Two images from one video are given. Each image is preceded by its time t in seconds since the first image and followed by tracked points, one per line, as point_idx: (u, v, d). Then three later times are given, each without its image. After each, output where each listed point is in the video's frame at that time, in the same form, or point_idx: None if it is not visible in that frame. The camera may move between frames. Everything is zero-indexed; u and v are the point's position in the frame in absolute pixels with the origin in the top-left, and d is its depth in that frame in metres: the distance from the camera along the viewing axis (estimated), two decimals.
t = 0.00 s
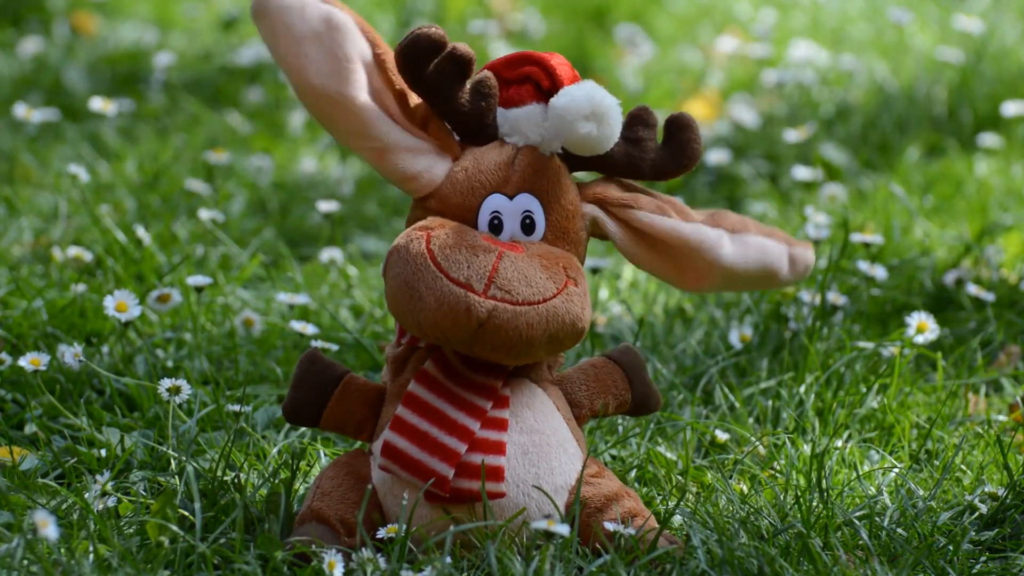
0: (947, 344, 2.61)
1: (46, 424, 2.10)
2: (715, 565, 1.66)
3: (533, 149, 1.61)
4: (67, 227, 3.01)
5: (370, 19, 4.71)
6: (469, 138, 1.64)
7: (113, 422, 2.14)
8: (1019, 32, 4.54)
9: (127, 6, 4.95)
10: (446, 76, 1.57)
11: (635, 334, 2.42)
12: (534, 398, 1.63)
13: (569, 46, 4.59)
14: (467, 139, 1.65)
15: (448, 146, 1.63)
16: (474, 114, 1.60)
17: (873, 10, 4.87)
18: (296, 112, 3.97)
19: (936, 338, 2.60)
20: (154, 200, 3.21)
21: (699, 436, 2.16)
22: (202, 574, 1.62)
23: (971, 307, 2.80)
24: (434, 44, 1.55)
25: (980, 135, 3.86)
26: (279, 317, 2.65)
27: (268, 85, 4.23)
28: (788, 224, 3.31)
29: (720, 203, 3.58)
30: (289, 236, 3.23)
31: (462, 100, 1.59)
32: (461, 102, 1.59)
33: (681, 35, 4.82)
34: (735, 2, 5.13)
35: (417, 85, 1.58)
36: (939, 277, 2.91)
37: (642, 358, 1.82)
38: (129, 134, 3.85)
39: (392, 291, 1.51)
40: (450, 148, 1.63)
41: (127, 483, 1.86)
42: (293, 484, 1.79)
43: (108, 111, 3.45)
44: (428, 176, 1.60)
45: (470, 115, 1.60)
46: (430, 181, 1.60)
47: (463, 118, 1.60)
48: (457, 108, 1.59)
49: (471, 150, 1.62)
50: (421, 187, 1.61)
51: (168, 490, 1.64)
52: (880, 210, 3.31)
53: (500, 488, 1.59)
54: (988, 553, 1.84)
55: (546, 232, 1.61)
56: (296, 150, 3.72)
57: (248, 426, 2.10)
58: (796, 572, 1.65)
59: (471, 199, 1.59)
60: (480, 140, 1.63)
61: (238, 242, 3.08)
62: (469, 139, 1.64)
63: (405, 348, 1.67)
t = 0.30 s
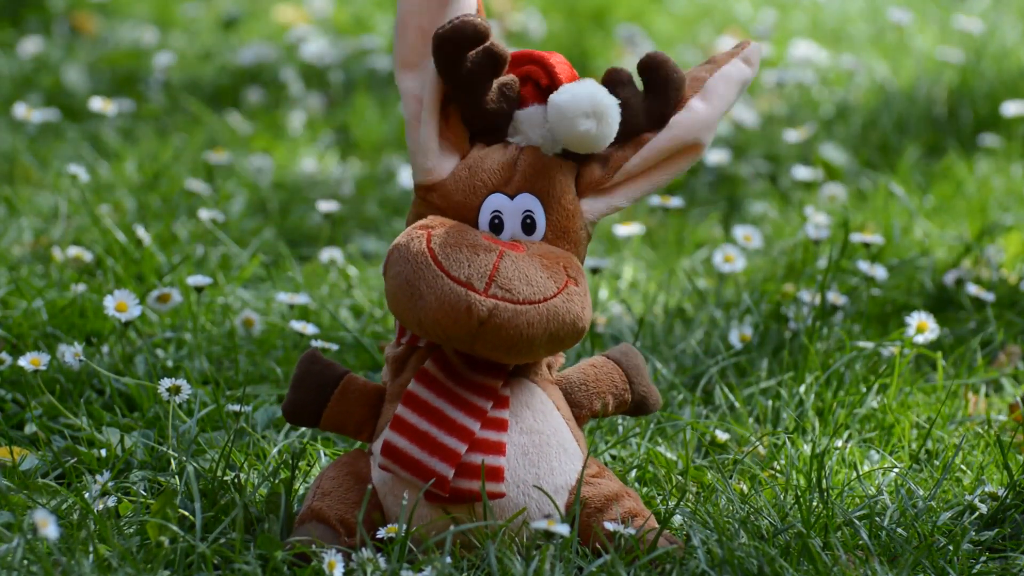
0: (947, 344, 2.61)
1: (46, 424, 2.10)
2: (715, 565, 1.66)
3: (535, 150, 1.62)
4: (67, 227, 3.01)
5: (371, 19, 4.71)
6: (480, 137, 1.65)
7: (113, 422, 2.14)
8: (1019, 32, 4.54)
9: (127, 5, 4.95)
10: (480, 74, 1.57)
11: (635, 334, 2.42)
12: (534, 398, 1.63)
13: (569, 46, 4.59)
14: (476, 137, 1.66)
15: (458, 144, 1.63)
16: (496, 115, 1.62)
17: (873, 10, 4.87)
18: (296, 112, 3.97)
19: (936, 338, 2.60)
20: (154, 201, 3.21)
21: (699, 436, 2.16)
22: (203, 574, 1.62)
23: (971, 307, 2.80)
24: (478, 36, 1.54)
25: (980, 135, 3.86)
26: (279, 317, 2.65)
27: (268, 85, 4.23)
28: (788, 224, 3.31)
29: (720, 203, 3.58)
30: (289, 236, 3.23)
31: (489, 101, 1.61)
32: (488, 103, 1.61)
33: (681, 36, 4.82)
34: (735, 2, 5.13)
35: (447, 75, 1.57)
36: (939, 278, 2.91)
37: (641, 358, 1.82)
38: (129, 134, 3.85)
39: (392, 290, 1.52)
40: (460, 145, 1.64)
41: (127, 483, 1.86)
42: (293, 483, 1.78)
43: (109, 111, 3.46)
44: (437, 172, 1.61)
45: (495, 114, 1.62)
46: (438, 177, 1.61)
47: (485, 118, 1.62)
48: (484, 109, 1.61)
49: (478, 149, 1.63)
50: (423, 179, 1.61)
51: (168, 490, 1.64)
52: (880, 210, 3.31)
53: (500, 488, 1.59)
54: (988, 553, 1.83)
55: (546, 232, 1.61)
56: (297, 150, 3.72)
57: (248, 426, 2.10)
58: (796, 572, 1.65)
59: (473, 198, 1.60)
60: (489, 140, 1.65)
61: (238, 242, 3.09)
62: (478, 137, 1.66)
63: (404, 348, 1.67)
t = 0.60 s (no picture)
0: (947, 343, 2.61)
1: (46, 424, 2.10)
2: (715, 565, 1.66)
3: (524, 150, 1.61)
4: (67, 227, 3.01)
5: (370, 18, 4.71)
6: (459, 139, 1.64)
7: (113, 422, 2.14)
8: (1019, 32, 4.53)
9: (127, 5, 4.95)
10: (438, 77, 1.58)
11: (635, 334, 2.42)
12: (530, 398, 1.63)
13: (569, 47, 4.59)
14: (456, 141, 1.65)
15: (435, 151, 1.63)
16: (463, 116, 1.59)
17: (873, 10, 4.87)
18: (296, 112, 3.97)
19: (936, 338, 2.60)
20: (154, 201, 3.21)
21: (699, 436, 2.16)
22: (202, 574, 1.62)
23: (971, 307, 2.80)
24: (424, 44, 1.56)
25: (980, 135, 3.86)
26: (279, 317, 2.65)
27: (268, 85, 4.22)
28: (788, 224, 3.31)
29: (720, 203, 3.58)
30: (289, 236, 3.23)
31: (451, 102, 1.59)
32: (452, 104, 1.59)
33: (681, 35, 4.82)
34: (735, 2, 5.13)
35: (409, 87, 1.59)
36: (939, 278, 2.91)
37: (640, 357, 1.82)
38: (129, 134, 3.85)
39: (386, 296, 1.51)
40: (439, 152, 1.63)
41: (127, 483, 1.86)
42: (292, 484, 1.78)
43: (108, 111, 3.45)
44: (419, 185, 1.62)
45: (460, 115, 1.60)
46: (422, 188, 1.62)
47: (452, 119, 1.60)
48: (447, 110, 1.60)
49: (461, 153, 1.63)
50: (414, 197, 1.63)
51: (168, 490, 1.65)
52: (880, 210, 3.31)
53: (499, 488, 1.59)
54: (988, 553, 1.84)
55: (540, 234, 1.61)
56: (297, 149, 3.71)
57: (248, 426, 2.10)
58: (796, 572, 1.65)
59: (464, 201, 1.59)
60: (471, 142, 1.64)
61: (238, 242, 3.08)
62: (460, 141, 1.65)
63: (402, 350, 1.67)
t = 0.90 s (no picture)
0: (947, 343, 2.61)
1: (46, 424, 2.10)
2: (715, 565, 1.67)
3: (459, 133, 1.62)
4: (67, 227, 3.01)
5: (371, 18, 4.71)
6: (389, 137, 1.65)
7: (113, 422, 2.14)
8: (1019, 32, 4.53)
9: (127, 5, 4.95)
10: (356, 81, 1.58)
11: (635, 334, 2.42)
12: (524, 394, 1.63)
13: (569, 47, 4.59)
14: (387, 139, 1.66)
15: (372, 152, 1.63)
16: (388, 112, 1.61)
17: (873, 10, 4.87)
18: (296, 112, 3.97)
19: (936, 338, 2.59)
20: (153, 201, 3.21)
21: (699, 436, 2.16)
22: (202, 574, 1.62)
23: (971, 307, 2.80)
24: (334, 50, 1.55)
25: (980, 135, 3.86)
26: (279, 317, 2.65)
27: (268, 84, 4.22)
28: (787, 224, 3.30)
29: (720, 203, 3.58)
30: (289, 236, 3.23)
31: (375, 100, 1.60)
32: (375, 102, 1.60)
33: (681, 35, 4.82)
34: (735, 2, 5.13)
35: (327, 94, 1.59)
36: (939, 278, 2.91)
37: (627, 348, 1.81)
38: (129, 134, 3.85)
39: (351, 303, 1.52)
40: (375, 151, 1.63)
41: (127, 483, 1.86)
42: (292, 484, 1.79)
43: (109, 111, 3.45)
44: (362, 188, 1.61)
45: (386, 113, 1.61)
46: (366, 191, 1.61)
47: (379, 118, 1.61)
48: (372, 109, 1.60)
49: (396, 149, 1.63)
50: (360, 202, 1.62)
51: (168, 490, 1.66)
52: (880, 210, 3.31)
53: (502, 483, 1.59)
54: (988, 554, 1.84)
55: (489, 211, 1.60)
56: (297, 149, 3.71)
57: (248, 426, 2.10)
58: (796, 571, 1.65)
59: (409, 195, 1.59)
60: (403, 137, 1.64)
61: (238, 242, 3.08)
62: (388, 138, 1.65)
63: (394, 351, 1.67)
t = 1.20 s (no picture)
0: (947, 343, 2.61)
1: (46, 424, 2.10)
2: (715, 565, 1.67)
3: (419, 147, 1.61)
4: (67, 227, 3.01)
5: (371, 18, 4.71)
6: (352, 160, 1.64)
7: (113, 422, 2.14)
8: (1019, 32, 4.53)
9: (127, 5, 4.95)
10: (307, 113, 1.57)
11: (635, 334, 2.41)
12: (522, 396, 1.63)
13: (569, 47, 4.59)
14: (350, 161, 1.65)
15: (336, 176, 1.63)
16: (347, 137, 1.60)
17: (873, 10, 4.87)
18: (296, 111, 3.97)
19: (936, 338, 2.59)
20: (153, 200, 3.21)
21: (699, 436, 2.16)
22: (202, 574, 1.62)
23: (971, 307, 2.80)
24: (281, 86, 1.54)
25: (980, 135, 3.86)
26: (279, 317, 2.65)
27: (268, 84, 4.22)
28: (787, 224, 3.30)
29: (720, 203, 3.58)
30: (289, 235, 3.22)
31: (329, 127, 1.59)
32: (331, 130, 1.59)
33: (681, 35, 4.82)
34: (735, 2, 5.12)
35: (281, 131, 1.58)
36: (939, 278, 2.91)
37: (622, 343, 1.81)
38: (129, 134, 3.85)
39: (336, 332, 1.52)
40: (339, 176, 1.64)
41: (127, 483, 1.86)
42: (292, 484, 1.79)
43: (109, 111, 3.45)
44: (332, 215, 1.62)
45: (344, 138, 1.60)
46: (336, 218, 1.62)
47: (337, 145, 1.60)
48: (329, 137, 1.59)
49: (360, 171, 1.63)
50: (330, 227, 1.63)
51: (167, 491, 1.65)
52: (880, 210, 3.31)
53: (510, 486, 1.59)
54: (988, 553, 1.84)
55: (461, 222, 1.60)
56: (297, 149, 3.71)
57: (248, 426, 2.10)
58: (796, 571, 1.65)
59: (379, 218, 1.59)
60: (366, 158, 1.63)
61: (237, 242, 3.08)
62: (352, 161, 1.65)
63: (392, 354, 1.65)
